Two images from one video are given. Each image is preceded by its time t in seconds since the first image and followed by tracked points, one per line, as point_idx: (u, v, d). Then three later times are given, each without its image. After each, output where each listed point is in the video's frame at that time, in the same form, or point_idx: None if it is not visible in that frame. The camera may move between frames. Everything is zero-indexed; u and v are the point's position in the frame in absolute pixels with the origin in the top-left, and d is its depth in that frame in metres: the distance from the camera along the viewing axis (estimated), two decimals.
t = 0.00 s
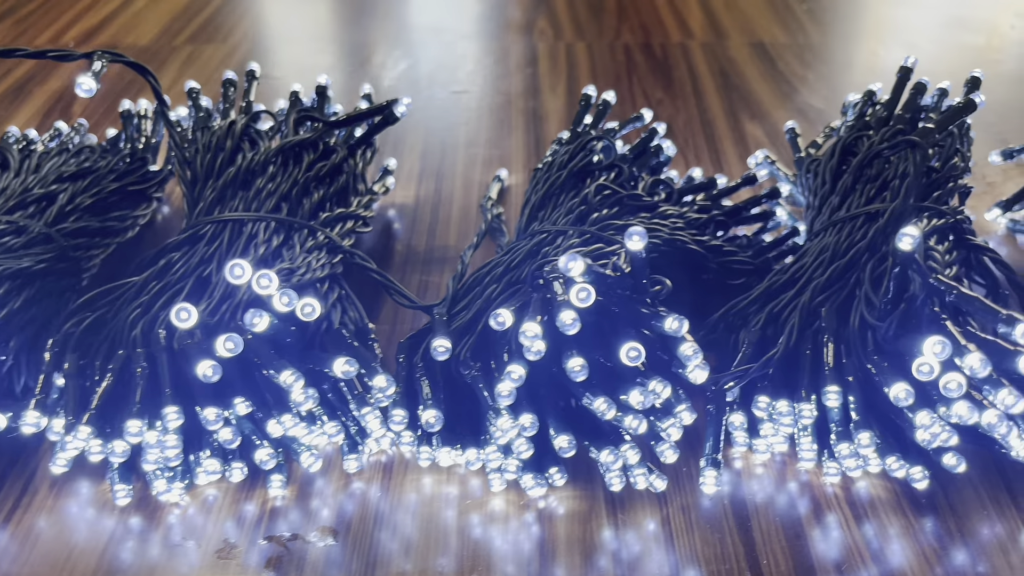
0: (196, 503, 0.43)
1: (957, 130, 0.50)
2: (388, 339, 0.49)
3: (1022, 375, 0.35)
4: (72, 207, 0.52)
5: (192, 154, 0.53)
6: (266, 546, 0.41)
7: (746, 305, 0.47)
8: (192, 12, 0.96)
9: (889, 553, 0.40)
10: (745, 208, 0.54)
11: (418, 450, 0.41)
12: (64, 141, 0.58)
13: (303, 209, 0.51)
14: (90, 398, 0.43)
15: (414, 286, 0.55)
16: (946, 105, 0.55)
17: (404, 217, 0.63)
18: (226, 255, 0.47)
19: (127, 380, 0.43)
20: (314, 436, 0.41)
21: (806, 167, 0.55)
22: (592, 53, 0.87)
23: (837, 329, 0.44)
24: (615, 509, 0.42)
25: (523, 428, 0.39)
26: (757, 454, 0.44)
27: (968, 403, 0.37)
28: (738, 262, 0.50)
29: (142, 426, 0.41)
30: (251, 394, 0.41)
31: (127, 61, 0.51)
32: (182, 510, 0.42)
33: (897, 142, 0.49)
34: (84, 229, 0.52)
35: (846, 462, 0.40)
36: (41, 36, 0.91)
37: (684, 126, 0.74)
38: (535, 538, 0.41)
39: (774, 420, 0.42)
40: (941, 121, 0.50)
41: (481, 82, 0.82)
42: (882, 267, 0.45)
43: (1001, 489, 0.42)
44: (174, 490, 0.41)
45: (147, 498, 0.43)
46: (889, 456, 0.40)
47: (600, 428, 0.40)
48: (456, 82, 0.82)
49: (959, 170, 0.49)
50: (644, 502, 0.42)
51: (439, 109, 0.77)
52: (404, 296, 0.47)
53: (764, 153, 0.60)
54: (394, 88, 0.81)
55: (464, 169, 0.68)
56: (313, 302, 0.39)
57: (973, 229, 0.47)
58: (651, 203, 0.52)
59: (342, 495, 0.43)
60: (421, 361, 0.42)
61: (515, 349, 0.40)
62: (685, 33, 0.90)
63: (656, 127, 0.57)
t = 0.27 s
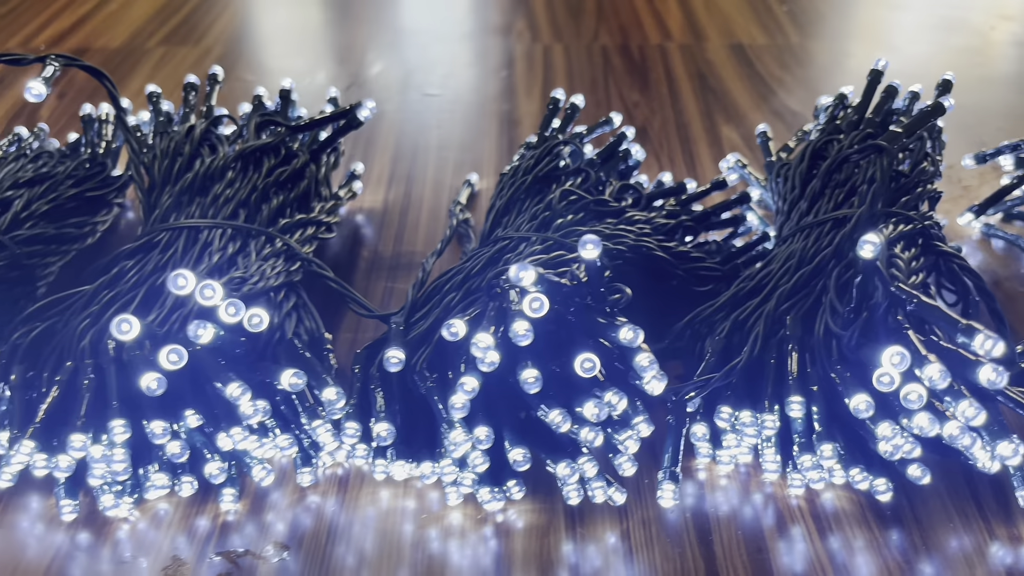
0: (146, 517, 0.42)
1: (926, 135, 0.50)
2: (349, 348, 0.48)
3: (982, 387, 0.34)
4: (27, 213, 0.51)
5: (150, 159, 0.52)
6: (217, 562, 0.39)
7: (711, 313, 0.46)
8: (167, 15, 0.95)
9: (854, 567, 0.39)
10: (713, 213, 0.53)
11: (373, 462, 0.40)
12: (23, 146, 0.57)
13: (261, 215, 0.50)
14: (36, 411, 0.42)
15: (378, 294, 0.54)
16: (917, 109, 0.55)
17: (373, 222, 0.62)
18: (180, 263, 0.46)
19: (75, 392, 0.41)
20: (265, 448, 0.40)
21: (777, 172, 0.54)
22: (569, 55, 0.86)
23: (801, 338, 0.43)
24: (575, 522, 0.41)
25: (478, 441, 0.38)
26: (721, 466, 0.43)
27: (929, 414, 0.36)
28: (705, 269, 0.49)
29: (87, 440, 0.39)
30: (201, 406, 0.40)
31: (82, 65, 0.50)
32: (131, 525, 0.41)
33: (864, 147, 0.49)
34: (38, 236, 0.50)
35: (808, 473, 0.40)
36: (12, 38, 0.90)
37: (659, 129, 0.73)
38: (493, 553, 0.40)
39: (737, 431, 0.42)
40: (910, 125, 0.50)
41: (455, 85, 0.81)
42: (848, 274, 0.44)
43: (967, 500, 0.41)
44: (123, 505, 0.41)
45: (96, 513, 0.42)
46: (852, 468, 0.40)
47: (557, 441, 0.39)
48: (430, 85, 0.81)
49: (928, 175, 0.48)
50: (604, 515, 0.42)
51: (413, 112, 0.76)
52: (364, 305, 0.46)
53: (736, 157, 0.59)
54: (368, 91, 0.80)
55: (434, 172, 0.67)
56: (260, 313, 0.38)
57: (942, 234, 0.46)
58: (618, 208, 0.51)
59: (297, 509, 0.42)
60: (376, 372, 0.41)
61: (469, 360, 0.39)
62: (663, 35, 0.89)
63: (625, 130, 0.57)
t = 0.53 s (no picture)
0: (97, 532, 0.41)
1: (898, 137, 0.49)
2: (309, 356, 0.47)
3: (946, 397, 0.34)
4: None
5: (107, 164, 0.50)
6: None
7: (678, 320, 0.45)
8: (141, 16, 0.94)
9: None
10: (684, 218, 0.52)
11: (328, 475, 0.39)
12: None
13: (220, 221, 0.48)
14: None
15: (343, 301, 0.53)
16: (890, 111, 0.54)
17: (341, 226, 0.61)
18: (134, 271, 0.45)
19: (21, 404, 0.40)
20: (216, 461, 0.39)
21: (749, 175, 0.53)
22: (546, 56, 0.85)
23: (768, 346, 0.42)
24: (535, 536, 0.40)
25: (432, 454, 0.37)
26: (686, 476, 0.42)
27: (892, 425, 0.35)
28: (674, 275, 0.48)
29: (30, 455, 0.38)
30: (151, 418, 0.39)
31: (35, 68, 0.49)
32: (80, 541, 0.40)
33: (834, 150, 0.48)
34: None
35: (772, 486, 0.39)
36: None
37: (635, 131, 0.72)
38: (451, 568, 0.39)
39: (701, 442, 0.41)
40: (880, 127, 0.49)
41: (430, 87, 0.80)
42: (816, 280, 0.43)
43: (936, 511, 0.40)
44: (70, 520, 0.40)
45: (43, 528, 0.41)
46: (817, 479, 0.39)
47: (517, 454, 0.38)
48: (404, 86, 0.80)
49: (899, 179, 0.47)
50: (566, 528, 0.41)
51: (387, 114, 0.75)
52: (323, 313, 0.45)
53: (710, 159, 0.58)
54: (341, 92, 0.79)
55: (405, 175, 0.66)
56: (207, 323, 0.37)
57: (912, 239, 0.45)
58: (586, 213, 0.50)
59: (252, 523, 0.41)
60: (331, 383, 0.40)
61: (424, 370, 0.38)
62: (642, 35, 0.89)
63: (594, 134, 0.56)
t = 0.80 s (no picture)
0: (45, 546, 0.40)
1: (870, 138, 0.48)
2: (269, 363, 0.46)
3: (910, 406, 0.33)
4: None
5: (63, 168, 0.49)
6: None
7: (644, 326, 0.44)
8: (114, 15, 0.93)
9: None
10: (654, 222, 0.51)
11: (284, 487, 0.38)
12: None
13: (179, 226, 0.47)
14: None
15: (308, 307, 0.52)
16: (864, 111, 0.53)
17: (310, 230, 0.60)
18: (86, 277, 0.43)
19: None
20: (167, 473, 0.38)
21: (721, 177, 0.53)
22: (524, 56, 0.84)
23: (735, 352, 0.41)
24: (495, 549, 0.39)
25: (387, 466, 0.36)
26: (651, 486, 0.41)
27: (856, 434, 0.34)
28: (644, 279, 0.47)
29: None
30: (100, 430, 0.38)
31: None
32: (27, 555, 0.39)
33: (805, 151, 0.47)
34: None
35: (737, 496, 0.38)
36: None
37: (612, 132, 0.71)
38: None
39: (666, 450, 0.40)
40: (852, 128, 0.48)
41: (405, 87, 0.79)
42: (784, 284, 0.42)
43: (905, 521, 0.39)
44: (17, 535, 0.38)
45: None
46: (783, 489, 0.38)
47: (472, 465, 0.37)
48: (379, 87, 0.79)
49: (871, 180, 0.47)
50: (527, 539, 0.40)
51: (361, 114, 0.74)
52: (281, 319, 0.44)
53: (683, 161, 0.57)
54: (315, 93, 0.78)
55: (376, 176, 0.65)
56: (154, 332, 0.36)
57: (883, 242, 0.44)
58: (554, 216, 0.49)
59: (206, 536, 0.40)
60: (286, 393, 0.39)
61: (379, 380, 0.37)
62: (621, 35, 0.88)
63: (564, 135, 0.55)
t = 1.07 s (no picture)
0: None
1: (842, 135, 0.47)
2: (231, 366, 0.45)
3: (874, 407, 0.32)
4: None
5: (23, 168, 0.48)
6: None
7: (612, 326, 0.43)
8: (89, 14, 0.92)
9: None
10: (625, 220, 0.51)
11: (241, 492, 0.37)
12: None
13: (140, 226, 0.46)
14: None
15: (274, 308, 0.51)
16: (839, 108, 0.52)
17: (280, 230, 0.59)
18: (42, 279, 0.42)
19: None
20: (121, 479, 0.38)
21: (694, 175, 0.52)
22: (503, 54, 0.83)
23: (703, 353, 0.40)
24: (457, 554, 0.38)
25: (345, 471, 0.35)
26: (618, 489, 0.40)
27: (821, 435, 0.33)
28: (614, 279, 0.47)
29: None
30: (51, 435, 0.37)
31: None
32: None
33: (775, 149, 0.46)
34: None
35: (703, 499, 0.37)
36: None
37: (589, 130, 0.70)
38: None
39: (632, 453, 0.39)
40: (824, 125, 0.48)
41: (382, 85, 0.78)
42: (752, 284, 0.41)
43: (875, 524, 0.39)
44: None
45: None
46: (750, 492, 0.37)
47: (431, 469, 0.37)
48: (354, 85, 0.78)
49: (843, 178, 0.46)
50: (491, 544, 0.39)
51: (335, 113, 0.73)
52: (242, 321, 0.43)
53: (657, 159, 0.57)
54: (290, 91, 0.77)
55: (349, 176, 0.64)
56: (104, 335, 0.35)
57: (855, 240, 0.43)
58: (523, 215, 0.49)
59: (163, 543, 0.39)
60: (243, 396, 0.38)
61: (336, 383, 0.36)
62: (602, 32, 0.87)
63: (536, 132, 0.54)
